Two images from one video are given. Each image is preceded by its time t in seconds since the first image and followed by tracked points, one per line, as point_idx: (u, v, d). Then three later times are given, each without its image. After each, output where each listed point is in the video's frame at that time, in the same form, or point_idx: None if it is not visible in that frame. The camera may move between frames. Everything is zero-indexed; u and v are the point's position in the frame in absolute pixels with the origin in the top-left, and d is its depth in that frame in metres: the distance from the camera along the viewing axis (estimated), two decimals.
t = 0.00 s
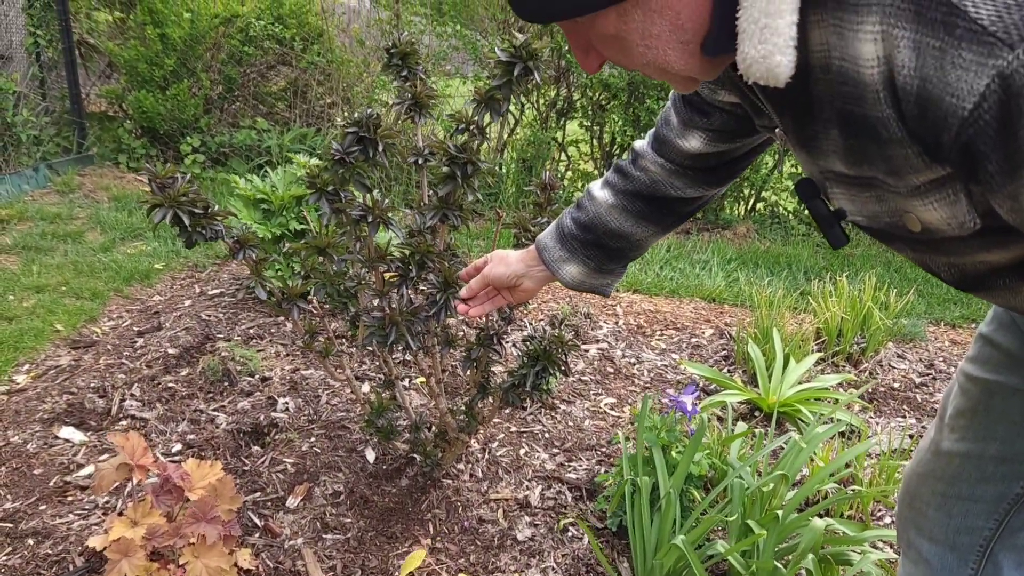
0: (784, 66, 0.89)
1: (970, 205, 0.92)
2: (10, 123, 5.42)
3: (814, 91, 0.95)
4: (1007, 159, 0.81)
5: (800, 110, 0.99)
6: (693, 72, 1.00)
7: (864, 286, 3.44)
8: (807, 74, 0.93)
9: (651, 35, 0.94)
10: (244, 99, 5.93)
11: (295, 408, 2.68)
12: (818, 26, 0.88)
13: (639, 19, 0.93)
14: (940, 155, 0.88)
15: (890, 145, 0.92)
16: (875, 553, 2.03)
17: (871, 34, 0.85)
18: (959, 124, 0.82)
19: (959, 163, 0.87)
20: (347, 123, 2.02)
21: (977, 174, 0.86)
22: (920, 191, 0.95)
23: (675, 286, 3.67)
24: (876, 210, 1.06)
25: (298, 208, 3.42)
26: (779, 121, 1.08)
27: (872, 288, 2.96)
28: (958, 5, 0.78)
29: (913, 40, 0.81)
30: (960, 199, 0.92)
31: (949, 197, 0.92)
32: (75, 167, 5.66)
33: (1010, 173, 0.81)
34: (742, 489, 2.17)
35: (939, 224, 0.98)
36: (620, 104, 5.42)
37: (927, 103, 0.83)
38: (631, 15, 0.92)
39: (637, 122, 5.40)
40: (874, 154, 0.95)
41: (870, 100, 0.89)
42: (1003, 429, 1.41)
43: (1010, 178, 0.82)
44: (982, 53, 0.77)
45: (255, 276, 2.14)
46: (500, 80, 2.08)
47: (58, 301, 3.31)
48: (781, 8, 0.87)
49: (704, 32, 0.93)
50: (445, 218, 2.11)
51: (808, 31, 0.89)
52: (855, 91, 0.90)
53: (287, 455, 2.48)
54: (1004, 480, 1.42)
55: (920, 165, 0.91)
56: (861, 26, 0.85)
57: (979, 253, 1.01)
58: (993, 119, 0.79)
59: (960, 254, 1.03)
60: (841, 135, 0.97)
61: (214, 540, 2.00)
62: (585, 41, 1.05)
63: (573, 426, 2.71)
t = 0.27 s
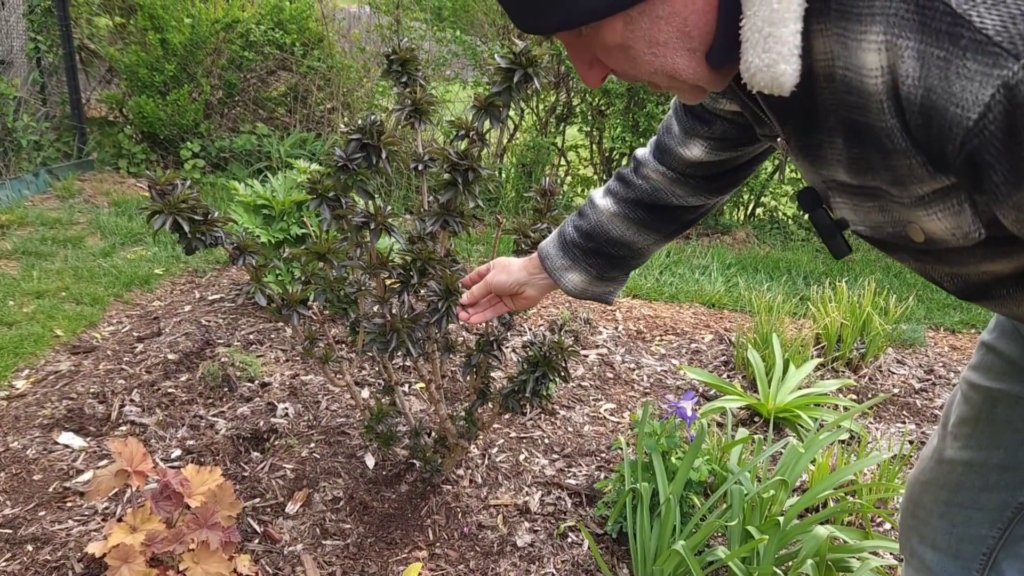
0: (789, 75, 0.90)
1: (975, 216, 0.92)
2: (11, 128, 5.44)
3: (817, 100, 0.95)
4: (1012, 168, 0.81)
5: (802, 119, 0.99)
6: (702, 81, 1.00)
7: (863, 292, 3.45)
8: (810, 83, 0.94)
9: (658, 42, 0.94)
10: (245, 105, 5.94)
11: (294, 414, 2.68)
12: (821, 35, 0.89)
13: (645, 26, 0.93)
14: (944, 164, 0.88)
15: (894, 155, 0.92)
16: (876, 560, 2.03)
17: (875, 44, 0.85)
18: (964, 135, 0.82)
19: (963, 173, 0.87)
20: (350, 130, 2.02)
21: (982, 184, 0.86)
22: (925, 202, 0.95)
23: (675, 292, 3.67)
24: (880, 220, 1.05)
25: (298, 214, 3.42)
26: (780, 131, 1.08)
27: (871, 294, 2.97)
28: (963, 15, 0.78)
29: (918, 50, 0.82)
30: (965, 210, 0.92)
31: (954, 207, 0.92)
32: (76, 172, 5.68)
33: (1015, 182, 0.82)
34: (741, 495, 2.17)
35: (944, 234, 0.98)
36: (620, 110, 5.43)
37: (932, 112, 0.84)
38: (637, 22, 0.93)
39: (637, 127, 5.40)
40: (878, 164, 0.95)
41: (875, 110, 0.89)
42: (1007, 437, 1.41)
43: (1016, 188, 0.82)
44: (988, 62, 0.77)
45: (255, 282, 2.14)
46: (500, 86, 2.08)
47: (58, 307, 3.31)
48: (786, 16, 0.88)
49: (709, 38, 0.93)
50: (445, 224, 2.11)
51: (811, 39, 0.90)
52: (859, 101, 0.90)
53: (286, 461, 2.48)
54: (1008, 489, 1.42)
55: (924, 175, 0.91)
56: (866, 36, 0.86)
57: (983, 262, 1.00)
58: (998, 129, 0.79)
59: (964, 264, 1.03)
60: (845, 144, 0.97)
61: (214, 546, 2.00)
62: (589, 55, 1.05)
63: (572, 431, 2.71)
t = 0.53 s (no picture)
0: (798, 84, 0.91)
1: (988, 225, 0.93)
2: (10, 132, 5.44)
3: (827, 110, 0.96)
4: None
5: (811, 127, 1.00)
6: (708, 89, 1.00)
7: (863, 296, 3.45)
8: (820, 92, 0.94)
9: (663, 50, 0.95)
10: (244, 109, 5.94)
11: (294, 418, 2.68)
12: (831, 43, 0.90)
13: (651, 36, 0.93)
14: (957, 174, 0.88)
15: (905, 164, 0.92)
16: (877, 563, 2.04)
17: (886, 53, 0.85)
18: (977, 144, 0.82)
19: (977, 182, 0.87)
20: (348, 134, 2.02)
21: (996, 194, 0.86)
22: (937, 211, 0.96)
23: (674, 296, 3.67)
24: (889, 228, 1.06)
25: (297, 217, 3.43)
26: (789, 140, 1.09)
27: (870, 298, 2.97)
28: (977, 24, 0.78)
29: (930, 58, 0.82)
30: (978, 219, 0.92)
31: (966, 217, 0.93)
32: (75, 176, 5.69)
33: None
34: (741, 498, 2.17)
35: (956, 243, 0.98)
36: (619, 114, 5.44)
37: (945, 121, 0.84)
38: (643, 32, 0.93)
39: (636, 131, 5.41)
40: (888, 172, 0.96)
41: (886, 119, 0.89)
42: (1015, 443, 1.42)
43: None
44: (1002, 72, 0.77)
45: (255, 286, 2.15)
46: (500, 90, 2.09)
47: (57, 310, 3.31)
48: (796, 25, 0.89)
49: (715, 47, 0.94)
50: (445, 228, 2.12)
51: (820, 47, 0.90)
52: (870, 109, 0.90)
53: (286, 465, 2.48)
54: (1016, 494, 1.43)
55: (936, 184, 0.91)
56: (877, 44, 0.86)
57: (993, 269, 1.01)
58: (1011, 139, 0.79)
59: (973, 272, 1.04)
60: (855, 152, 0.98)
61: (213, 550, 1.99)
62: (593, 62, 1.06)
63: (572, 435, 2.71)
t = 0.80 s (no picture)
0: (809, 96, 0.91)
1: (1000, 238, 0.93)
2: (10, 135, 5.44)
3: (837, 120, 0.95)
4: None
5: (821, 136, 1.00)
6: (715, 98, 1.01)
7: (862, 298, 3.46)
8: (830, 102, 0.93)
9: (670, 62, 0.95)
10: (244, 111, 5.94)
11: (293, 420, 2.68)
12: (840, 52, 0.89)
13: (657, 48, 0.94)
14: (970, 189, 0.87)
15: (916, 177, 0.92)
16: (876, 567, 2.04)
17: (897, 66, 0.84)
18: (989, 161, 0.81)
19: (990, 198, 0.86)
20: (346, 136, 2.03)
21: (1008, 211, 0.85)
22: (947, 224, 0.96)
23: (674, 298, 3.68)
24: (899, 238, 1.07)
25: (296, 220, 3.43)
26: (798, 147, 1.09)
27: (869, 300, 2.98)
28: (990, 39, 0.76)
29: (941, 72, 0.80)
30: (989, 232, 0.93)
31: (978, 230, 0.94)
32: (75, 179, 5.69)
33: None
34: (739, 501, 2.17)
35: (967, 255, 0.99)
36: (619, 116, 5.45)
37: (956, 137, 0.82)
38: (649, 44, 0.94)
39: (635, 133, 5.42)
40: (900, 184, 0.95)
41: (898, 132, 0.88)
42: None
43: None
44: (1016, 87, 0.75)
45: (255, 288, 2.15)
46: (500, 93, 2.09)
47: (57, 313, 3.32)
48: (805, 36, 0.88)
49: (722, 57, 0.94)
50: (444, 230, 2.12)
51: (829, 56, 0.89)
52: (881, 122, 0.89)
53: (285, 467, 2.48)
54: None
55: (947, 198, 0.91)
56: (889, 57, 0.84)
57: (1002, 279, 1.02)
58: None
59: (984, 281, 1.05)
60: (865, 163, 0.97)
61: (213, 552, 1.99)
62: (599, 75, 1.06)
63: (571, 438, 2.71)
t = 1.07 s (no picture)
0: (838, 96, 0.92)
1: None
2: (9, 136, 5.45)
3: (865, 120, 0.97)
4: None
5: (846, 137, 1.02)
6: (731, 99, 1.00)
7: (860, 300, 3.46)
8: (858, 102, 0.96)
9: (686, 61, 0.95)
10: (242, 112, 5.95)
11: (291, 422, 2.68)
12: (870, 51, 0.92)
13: (673, 47, 0.94)
14: (1006, 190, 0.91)
15: (948, 181, 0.95)
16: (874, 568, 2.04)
17: (935, 65, 0.88)
18: None
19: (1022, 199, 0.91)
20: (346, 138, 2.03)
21: None
22: (978, 232, 0.99)
23: (673, 300, 3.68)
24: (921, 249, 1.08)
25: (294, 221, 3.42)
26: (816, 152, 1.10)
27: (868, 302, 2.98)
28: None
29: (985, 71, 0.86)
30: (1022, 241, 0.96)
31: (1010, 239, 0.97)
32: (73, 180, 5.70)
33: None
34: (738, 501, 2.18)
35: (996, 267, 1.01)
36: (617, 117, 5.45)
37: (997, 134, 0.87)
38: (664, 43, 0.93)
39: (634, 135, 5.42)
40: (928, 189, 0.98)
41: (932, 132, 0.92)
42: None
43: None
44: None
45: (253, 290, 2.14)
46: (499, 94, 2.09)
47: (55, 314, 3.32)
48: (834, 34, 0.90)
49: (741, 56, 0.94)
50: (443, 232, 2.11)
51: (859, 56, 0.92)
52: (914, 123, 0.92)
53: (284, 469, 2.48)
54: None
55: (982, 205, 0.95)
56: (926, 56, 0.89)
57: None
58: None
59: (1008, 295, 1.07)
60: (891, 166, 0.99)
61: (210, 555, 1.99)
62: (609, 74, 1.05)
63: (570, 439, 2.70)
